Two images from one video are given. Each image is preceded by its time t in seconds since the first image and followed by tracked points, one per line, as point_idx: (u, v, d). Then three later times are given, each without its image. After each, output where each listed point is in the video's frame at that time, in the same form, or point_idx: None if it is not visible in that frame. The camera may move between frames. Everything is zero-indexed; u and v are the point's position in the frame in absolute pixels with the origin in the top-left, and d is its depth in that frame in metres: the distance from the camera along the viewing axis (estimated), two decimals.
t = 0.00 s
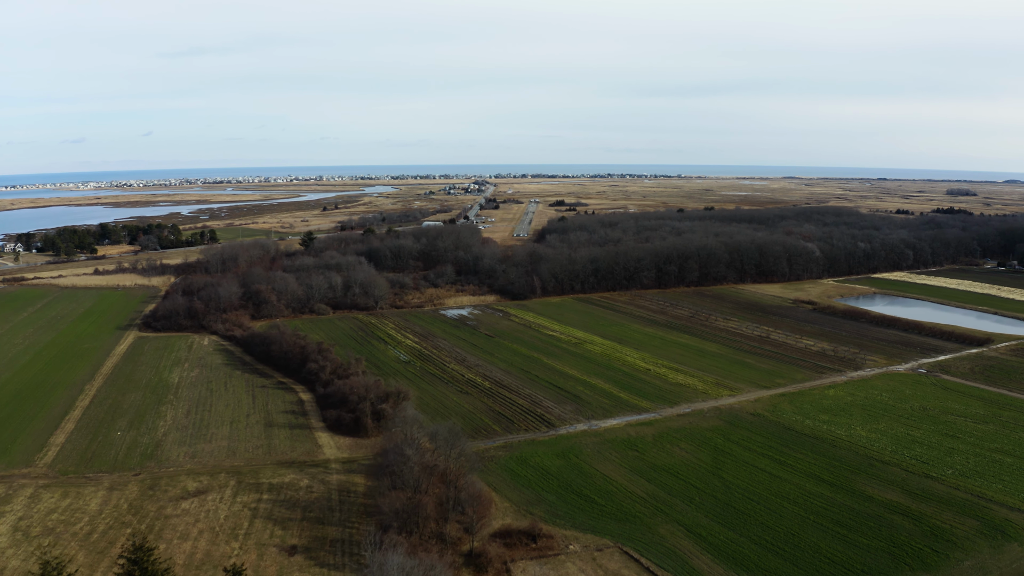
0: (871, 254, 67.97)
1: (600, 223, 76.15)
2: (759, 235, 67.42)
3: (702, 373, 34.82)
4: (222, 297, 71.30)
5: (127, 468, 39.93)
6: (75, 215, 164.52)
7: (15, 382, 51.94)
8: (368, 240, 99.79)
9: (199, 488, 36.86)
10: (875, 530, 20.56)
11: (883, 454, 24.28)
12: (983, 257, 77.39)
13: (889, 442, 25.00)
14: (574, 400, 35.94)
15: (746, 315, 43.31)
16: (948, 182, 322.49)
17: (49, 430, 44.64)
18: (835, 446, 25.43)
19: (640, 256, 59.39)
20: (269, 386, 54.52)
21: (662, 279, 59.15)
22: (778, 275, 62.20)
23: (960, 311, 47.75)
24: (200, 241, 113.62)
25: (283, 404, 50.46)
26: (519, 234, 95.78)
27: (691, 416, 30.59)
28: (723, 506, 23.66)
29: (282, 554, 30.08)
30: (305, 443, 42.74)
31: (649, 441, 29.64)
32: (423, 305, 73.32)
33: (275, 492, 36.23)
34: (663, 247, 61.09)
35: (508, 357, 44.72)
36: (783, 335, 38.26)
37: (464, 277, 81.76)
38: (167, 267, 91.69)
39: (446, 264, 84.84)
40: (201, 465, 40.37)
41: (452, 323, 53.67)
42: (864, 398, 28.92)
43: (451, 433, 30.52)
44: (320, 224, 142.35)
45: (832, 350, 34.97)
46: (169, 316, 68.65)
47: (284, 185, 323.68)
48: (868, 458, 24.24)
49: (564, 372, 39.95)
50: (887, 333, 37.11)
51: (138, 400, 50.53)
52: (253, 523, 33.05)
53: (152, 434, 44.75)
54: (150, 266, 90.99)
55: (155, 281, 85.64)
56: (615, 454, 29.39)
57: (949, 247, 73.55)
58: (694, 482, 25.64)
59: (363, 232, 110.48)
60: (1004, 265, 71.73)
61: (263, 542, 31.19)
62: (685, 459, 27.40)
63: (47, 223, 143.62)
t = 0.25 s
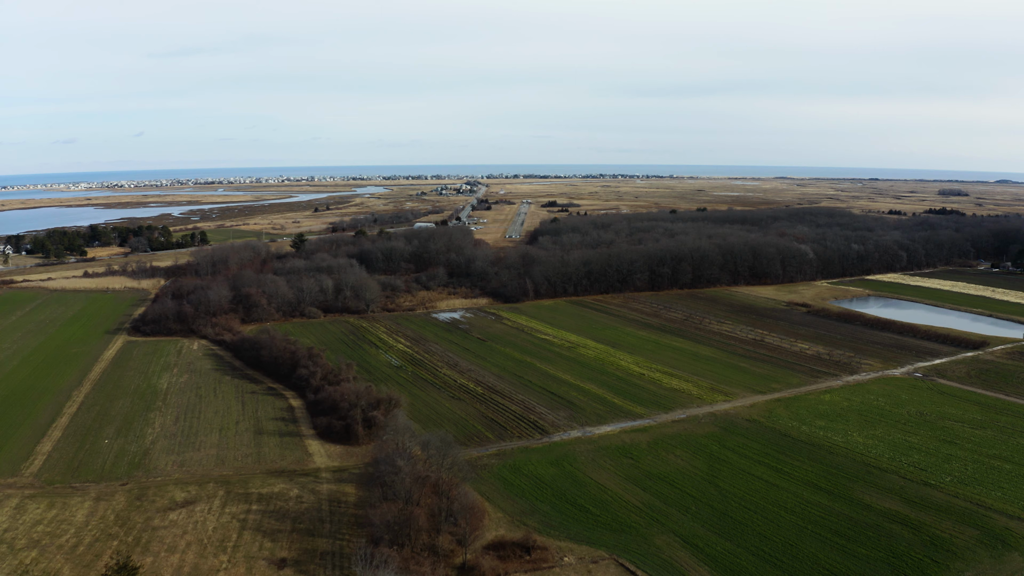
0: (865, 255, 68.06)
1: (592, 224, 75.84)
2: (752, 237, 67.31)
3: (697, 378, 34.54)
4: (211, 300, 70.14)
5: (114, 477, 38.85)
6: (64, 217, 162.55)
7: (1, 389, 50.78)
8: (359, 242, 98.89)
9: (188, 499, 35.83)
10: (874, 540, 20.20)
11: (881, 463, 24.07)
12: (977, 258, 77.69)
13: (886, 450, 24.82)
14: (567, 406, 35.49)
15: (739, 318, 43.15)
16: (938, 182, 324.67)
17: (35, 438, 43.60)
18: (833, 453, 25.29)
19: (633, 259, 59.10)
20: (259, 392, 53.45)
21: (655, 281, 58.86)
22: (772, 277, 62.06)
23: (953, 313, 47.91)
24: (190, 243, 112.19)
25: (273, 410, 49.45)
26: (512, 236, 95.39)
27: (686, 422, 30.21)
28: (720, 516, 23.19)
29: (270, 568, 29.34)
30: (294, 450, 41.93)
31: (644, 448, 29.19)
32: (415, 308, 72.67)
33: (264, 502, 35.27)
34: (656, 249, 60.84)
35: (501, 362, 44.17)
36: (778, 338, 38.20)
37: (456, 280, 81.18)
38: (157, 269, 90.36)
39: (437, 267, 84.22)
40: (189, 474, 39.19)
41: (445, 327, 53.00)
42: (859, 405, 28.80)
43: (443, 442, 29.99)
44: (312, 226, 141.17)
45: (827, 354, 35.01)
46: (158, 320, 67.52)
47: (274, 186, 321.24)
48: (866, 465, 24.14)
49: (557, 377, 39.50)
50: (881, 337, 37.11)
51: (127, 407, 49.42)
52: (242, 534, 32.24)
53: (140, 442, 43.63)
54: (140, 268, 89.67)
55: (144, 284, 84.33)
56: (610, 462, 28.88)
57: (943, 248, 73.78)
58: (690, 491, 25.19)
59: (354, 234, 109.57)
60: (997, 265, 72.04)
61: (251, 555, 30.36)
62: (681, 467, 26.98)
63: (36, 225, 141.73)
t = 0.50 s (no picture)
0: (857, 257, 68.09)
1: (584, 226, 75.45)
2: (745, 239, 67.13)
3: (691, 384, 34.15)
4: (199, 304, 68.91)
5: (100, 488, 37.85)
6: (54, 218, 159.98)
7: None
8: (349, 244, 97.91)
9: (174, 510, 34.92)
10: (873, 552, 19.80)
11: (878, 471, 23.76)
12: (969, 259, 77.89)
13: (883, 459, 24.53)
14: (560, 412, 34.94)
15: (733, 322, 42.84)
16: (927, 181, 326.98)
17: (19, 448, 42.50)
18: (829, 461, 24.96)
19: (625, 262, 58.75)
20: (247, 398, 52.48)
21: (647, 283, 58.50)
22: (765, 279, 61.84)
23: (947, 315, 47.86)
24: (180, 245, 110.67)
25: (261, 418, 48.52)
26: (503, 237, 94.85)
27: (681, 430, 29.78)
28: (716, 527, 22.67)
29: None
30: (282, 459, 41.07)
31: (638, 456, 28.70)
32: (405, 311, 71.91)
33: (252, 514, 34.41)
34: (648, 252, 60.52)
35: (493, 367, 43.53)
36: (771, 342, 37.92)
37: (447, 283, 80.49)
38: (145, 272, 88.90)
39: (428, 270, 83.48)
40: (175, 485, 38.16)
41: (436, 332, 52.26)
42: (855, 411, 28.51)
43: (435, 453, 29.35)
44: (304, 227, 139.87)
45: (822, 358, 34.76)
46: (145, 325, 66.29)
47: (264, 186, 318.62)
48: (863, 474, 23.85)
49: (550, 382, 38.93)
50: (875, 340, 36.93)
51: (113, 414, 48.33)
52: (229, 548, 31.36)
53: (126, 451, 42.63)
54: (128, 271, 88.23)
55: (132, 287, 82.93)
56: (604, 471, 28.31)
57: (935, 250, 74.02)
58: (686, 501, 24.67)
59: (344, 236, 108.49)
60: (990, 266, 72.25)
61: (238, 570, 29.52)
62: (676, 476, 26.51)
63: (22, 226, 139.50)
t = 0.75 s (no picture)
0: (851, 259, 68.08)
1: (577, 228, 75.07)
2: (738, 241, 66.96)
3: (686, 389, 33.78)
4: (189, 308, 67.86)
5: (87, 498, 36.99)
6: (41, 219, 157.77)
7: None
8: (340, 246, 97.08)
9: (162, 521, 34.12)
10: (873, 563, 19.45)
11: (876, 479, 23.50)
12: (963, 261, 78.04)
13: (880, 466, 24.29)
14: (554, 418, 34.45)
15: (727, 325, 42.54)
16: (918, 182, 329.20)
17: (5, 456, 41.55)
18: (826, 468, 24.70)
19: (618, 264, 58.41)
20: (237, 404, 51.60)
21: (640, 286, 58.18)
22: (759, 281, 61.64)
23: (941, 317, 47.83)
24: (171, 246, 109.35)
25: (251, 425, 47.69)
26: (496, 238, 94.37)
27: (676, 436, 29.40)
28: (714, 537, 22.24)
29: None
30: (271, 468, 40.32)
31: (633, 464, 28.28)
32: (397, 314, 71.24)
33: (241, 525, 33.67)
34: (641, 254, 60.22)
35: (486, 372, 42.97)
36: (766, 346, 37.64)
37: (439, 285, 79.88)
38: (134, 274, 87.65)
39: (420, 272, 82.82)
40: (164, 495, 37.33)
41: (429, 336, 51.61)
42: (852, 416, 28.28)
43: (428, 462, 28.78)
44: (295, 229, 138.71)
45: (817, 362, 34.50)
46: (135, 329, 65.19)
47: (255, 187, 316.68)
48: (861, 481, 23.59)
49: (543, 388, 38.41)
50: (871, 344, 36.74)
51: (101, 421, 47.40)
52: (218, 561, 30.63)
53: (114, 459, 41.75)
54: (117, 273, 86.94)
55: (122, 290, 81.72)
56: (598, 480, 27.85)
57: (929, 251, 74.18)
58: (683, 510, 24.23)
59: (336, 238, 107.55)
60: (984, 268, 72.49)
61: None
62: (671, 484, 26.11)
63: (12, 227, 137.68)
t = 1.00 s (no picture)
0: (845, 260, 68.12)
1: (570, 229, 74.64)
2: (731, 242, 66.81)
3: (681, 394, 33.37)
4: (177, 313, 66.74)
5: (72, 510, 36.07)
6: (27, 220, 155.47)
7: None
8: (331, 248, 96.12)
9: (149, 533, 33.27)
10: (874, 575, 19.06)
11: (874, 487, 23.16)
12: (956, 262, 78.32)
13: (878, 474, 23.96)
14: (548, 426, 33.92)
15: (721, 328, 42.19)
16: (906, 180, 332.04)
17: None
18: (824, 477, 24.31)
19: (611, 267, 58.01)
20: (225, 411, 50.66)
21: (633, 289, 57.86)
22: (752, 283, 61.49)
23: (935, 320, 47.78)
24: (161, 247, 107.92)
25: (240, 433, 46.82)
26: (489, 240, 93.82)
27: (672, 444, 28.96)
28: (712, 548, 21.79)
29: None
30: (260, 478, 39.51)
31: (628, 472, 27.81)
32: (389, 318, 70.49)
33: (229, 537, 32.89)
34: (635, 256, 59.87)
35: (479, 378, 42.36)
36: (761, 350, 37.31)
37: (431, 288, 79.22)
38: (123, 277, 86.29)
39: (412, 275, 82.09)
40: (150, 507, 36.46)
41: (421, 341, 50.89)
42: (849, 422, 27.96)
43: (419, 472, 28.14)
44: (286, 230, 137.49)
45: (812, 366, 34.20)
46: (123, 334, 64.01)
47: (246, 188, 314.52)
48: (860, 490, 23.25)
49: (536, 394, 37.88)
50: (866, 348, 36.50)
51: (87, 429, 46.38)
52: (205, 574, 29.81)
53: (100, 469, 40.82)
54: (105, 276, 85.60)
55: (110, 292, 80.40)
56: (593, 489, 27.35)
57: (923, 253, 74.36)
58: (679, 521, 23.74)
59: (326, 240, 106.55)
60: (977, 269, 72.76)
61: None
62: (667, 493, 25.67)
63: None
